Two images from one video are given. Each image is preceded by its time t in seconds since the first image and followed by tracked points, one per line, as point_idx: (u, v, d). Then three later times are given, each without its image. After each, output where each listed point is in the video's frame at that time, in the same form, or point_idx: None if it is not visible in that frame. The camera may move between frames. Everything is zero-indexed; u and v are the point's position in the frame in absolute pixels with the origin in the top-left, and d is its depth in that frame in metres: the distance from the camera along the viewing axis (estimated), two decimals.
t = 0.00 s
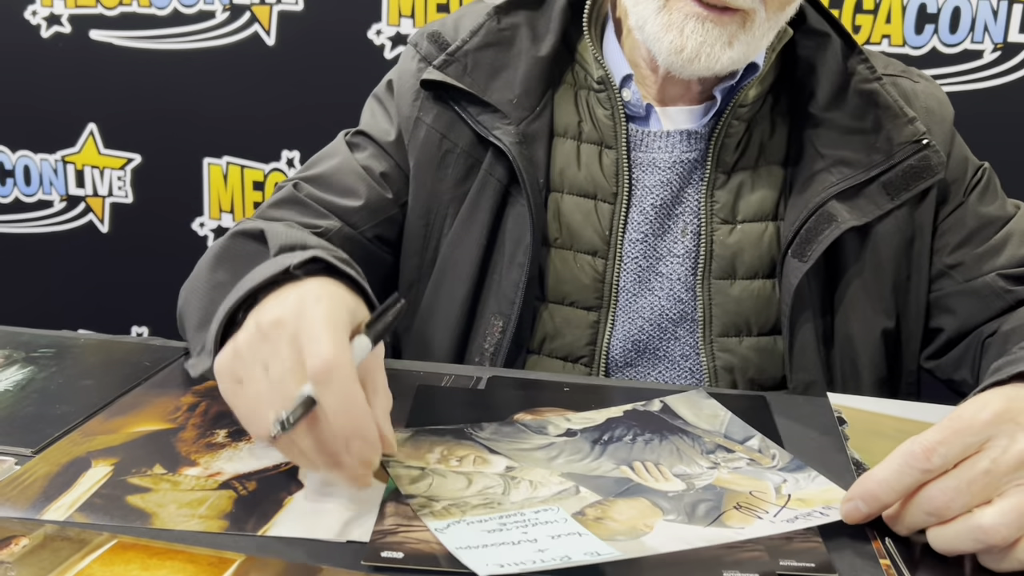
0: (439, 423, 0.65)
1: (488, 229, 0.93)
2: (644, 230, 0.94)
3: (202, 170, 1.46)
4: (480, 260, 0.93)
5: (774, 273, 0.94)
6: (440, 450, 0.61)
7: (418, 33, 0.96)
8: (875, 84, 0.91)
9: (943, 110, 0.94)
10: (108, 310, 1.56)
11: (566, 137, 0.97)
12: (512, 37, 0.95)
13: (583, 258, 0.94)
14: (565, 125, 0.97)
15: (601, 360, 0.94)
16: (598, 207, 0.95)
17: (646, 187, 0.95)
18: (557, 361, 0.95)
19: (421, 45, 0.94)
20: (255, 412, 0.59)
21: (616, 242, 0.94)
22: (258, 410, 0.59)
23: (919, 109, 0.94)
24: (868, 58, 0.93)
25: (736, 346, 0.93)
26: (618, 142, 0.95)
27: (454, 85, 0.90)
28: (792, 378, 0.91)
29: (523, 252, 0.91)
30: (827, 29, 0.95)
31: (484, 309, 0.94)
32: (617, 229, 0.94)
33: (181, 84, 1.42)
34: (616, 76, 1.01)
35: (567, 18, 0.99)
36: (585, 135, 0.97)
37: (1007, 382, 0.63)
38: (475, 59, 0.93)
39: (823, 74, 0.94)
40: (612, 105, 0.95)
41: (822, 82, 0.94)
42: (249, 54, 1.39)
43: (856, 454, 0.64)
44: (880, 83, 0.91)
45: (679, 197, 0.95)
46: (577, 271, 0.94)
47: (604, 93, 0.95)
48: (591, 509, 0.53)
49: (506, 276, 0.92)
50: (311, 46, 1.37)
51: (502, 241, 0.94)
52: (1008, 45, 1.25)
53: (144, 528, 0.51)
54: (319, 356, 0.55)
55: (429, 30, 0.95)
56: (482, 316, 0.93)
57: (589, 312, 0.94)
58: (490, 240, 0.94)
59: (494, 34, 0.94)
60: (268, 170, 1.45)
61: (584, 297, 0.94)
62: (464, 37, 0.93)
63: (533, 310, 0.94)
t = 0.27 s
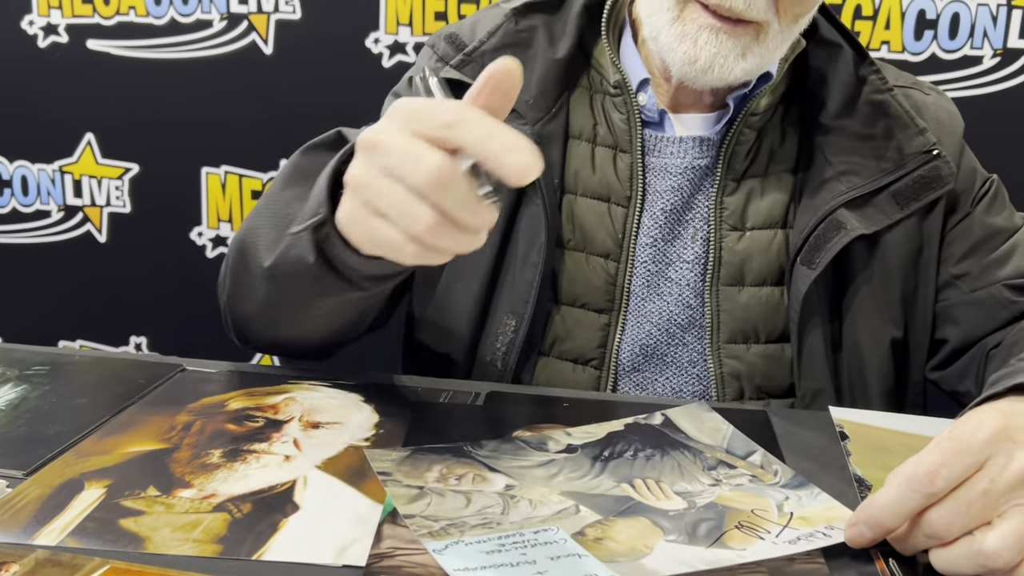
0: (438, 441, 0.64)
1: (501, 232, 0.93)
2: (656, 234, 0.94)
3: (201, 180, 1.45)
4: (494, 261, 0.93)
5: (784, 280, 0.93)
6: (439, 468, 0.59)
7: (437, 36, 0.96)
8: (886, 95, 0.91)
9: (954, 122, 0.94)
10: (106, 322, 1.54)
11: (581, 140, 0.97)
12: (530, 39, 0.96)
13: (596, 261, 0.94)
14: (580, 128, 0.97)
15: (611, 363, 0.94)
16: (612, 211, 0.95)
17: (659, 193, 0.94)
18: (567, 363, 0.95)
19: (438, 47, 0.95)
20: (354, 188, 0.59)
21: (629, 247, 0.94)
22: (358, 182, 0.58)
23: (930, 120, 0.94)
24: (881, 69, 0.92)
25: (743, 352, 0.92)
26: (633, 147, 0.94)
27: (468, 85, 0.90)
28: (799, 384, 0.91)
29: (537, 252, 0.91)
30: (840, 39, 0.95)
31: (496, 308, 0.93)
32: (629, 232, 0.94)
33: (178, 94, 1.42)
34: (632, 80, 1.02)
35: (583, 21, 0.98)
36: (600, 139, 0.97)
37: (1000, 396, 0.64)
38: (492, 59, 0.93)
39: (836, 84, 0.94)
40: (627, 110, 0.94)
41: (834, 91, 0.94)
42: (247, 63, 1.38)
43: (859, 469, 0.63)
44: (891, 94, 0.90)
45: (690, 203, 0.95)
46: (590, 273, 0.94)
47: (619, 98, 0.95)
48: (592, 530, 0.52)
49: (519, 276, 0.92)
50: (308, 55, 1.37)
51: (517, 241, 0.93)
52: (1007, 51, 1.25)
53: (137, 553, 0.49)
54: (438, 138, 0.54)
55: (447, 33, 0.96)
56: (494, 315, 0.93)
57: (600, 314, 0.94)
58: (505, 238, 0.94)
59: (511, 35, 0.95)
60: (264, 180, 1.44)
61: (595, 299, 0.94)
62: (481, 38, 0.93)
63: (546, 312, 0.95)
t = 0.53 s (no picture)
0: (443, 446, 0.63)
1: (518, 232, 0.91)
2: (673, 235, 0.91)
3: (198, 180, 1.45)
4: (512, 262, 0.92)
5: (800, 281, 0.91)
6: (445, 476, 0.58)
7: (450, 36, 0.93)
8: (902, 96, 0.88)
9: (968, 121, 0.91)
10: (106, 325, 1.55)
11: (599, 140, 0.94)
12: (547, 37, 0.92)
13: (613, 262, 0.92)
14: (598, 128, 0.94)
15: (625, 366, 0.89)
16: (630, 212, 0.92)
17: (678, 193, 0.92)
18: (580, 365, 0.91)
19: (453, 48, 0.91)
20: (559, 283, 0.53)
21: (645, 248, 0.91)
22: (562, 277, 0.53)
23: (943, 119, 0.90)
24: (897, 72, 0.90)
25: (759, 352, 0.90)
26: (652, 148, 0.92)
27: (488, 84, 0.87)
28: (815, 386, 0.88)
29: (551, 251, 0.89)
30: (854, 38, 0.94)
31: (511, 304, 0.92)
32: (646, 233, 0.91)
33: (178, 96, 1.41)
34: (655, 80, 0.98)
35: (601, 21, 0.95)
36: (619, 139, 0.94)
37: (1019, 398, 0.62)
38: (509, 59, 0.89)
39: (852, 84, 0.92)
40: (647, 110, 0.92)
41: (850, 91, 0.92)
42: (246, 64, 1.38)
43: (870, 473, 0.62)
44: (908, 95, 0.88)
45: (708, 204, 0.92)
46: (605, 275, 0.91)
47: (640, 98, 0.92)
48: (603, 539, 0.50)
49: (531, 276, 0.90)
50: (308, 57, 1.37)
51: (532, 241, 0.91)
52: (1008, 49, 1.23)
53: (142, 564, 0.48)
54: (627, 248, 0.51)
55: (462, 32, 0.93)
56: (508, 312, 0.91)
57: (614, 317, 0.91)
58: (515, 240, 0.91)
59: (529, 34, 0.91)
60: (264, 181, 1.44)
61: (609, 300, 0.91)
62: (498, 37, 0.89)
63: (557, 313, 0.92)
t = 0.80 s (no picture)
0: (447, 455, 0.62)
1: (529, 241, 0.89)
2: (690, 245, 0.91)
3: (196, 183, 1.45)
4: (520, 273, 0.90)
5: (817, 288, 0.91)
6: (452, 485, 0.57)
7: (458, 40, 0.91)
8: (918, 101, 0.87)
9: (983, 125, 0.91)
10: (105, 327, 1.56)
11: (611, 147, 0.92)
12: (558, 42, 0.90)
13: (626, 272, 0.91)
14: (610, 135, 0.92)
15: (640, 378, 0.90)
16: (643, 221, 0.91)
17: (694, 202, 0.91)
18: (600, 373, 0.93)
19: (462, 53, 0.89)
20: (552, 403, 0.56)
21: (661, 259, 0.90)
22: (555, 395, 0.56)
23: (960, 124, 0.90)
24: (911, 75, 0.89)
25: (775, 361, 0.91)
26: (666, 155, 0.91)
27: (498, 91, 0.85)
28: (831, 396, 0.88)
29: (565, 265, 0.88)
30: (870, 45, 0.91)
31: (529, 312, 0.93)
32: (662, 243, 0.90)
33: (176, 99, 1.41)
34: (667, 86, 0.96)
35: (612, 26, 0.94)
36: (631, 146, 0.92)
37: None
38: (519, 65, 0.87)
39: (868, 88, 0.90)
40: (661, 117, 0.91)
41: (866, 95, 0.90)
42: (243, 66, 1.38)
43: (880, 480, 0.61)
44: (924, 100, 0.87)
45: (723, 212, 0.91)
46: (621, 284, 0.91)
47: (653, 105, 0.91)
48: (614, 551, 0.49)
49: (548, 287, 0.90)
50: (306, 60, 1.36)
51: (546, 252, 0.90)
52: (1008, 48, 1.22)
53: None
54: (628, 378, 0.52)
55: (468, 36, 0.91)
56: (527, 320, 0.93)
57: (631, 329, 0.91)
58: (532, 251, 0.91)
59: (539, 39, 0.89)
60: (262, 183, 1.44)
61: (625, 313, 0.91)
62: (507, 43, 0.87)
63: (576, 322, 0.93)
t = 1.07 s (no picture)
0: (439, 456, 0.62)
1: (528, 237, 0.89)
2: (690, 243, 0.90)
3: (188, 183, 1.44)
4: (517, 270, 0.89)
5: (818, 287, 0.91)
6: (443, 487, 0.56)
7: (459, 33, 0.91)
8: (921, 100, 0.87)
9: (984, 123, 0.91)
10: (98, 328, 1.55)
11: (611, 145, 0.92)
12: (559, 38, 0.90)
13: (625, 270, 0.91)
14: (610, 132, 0.92)
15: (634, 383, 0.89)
16: (642, 220, 0.91)
17: (694, 201, 0.90)
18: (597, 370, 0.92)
19: (462, 46, 0.90)
20: (530, 327, 0.54)
21: (660, 257, 0.90)
22: (533, 320, 0.54)
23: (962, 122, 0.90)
24: (914, 74, 0.89)
25: (775, 360, 0.90)
26: (667, 153, 0.90)
27: (498, 85, 0.84)
28: (833, 395, 0.88)
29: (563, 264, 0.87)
30: (874, 43, 0.91)
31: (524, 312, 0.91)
32: (661, 241, 0.90)
33: (167, 99, 1.40)
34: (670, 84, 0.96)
35: (615, 22, 0.93)
36: (631, 144, 0.92)
37: None
38: (520, 59, 0.87)
39: (871, 87, 0.89)
40: (663, 115, 0.90)
41: (869, 94, 0.89)
42: (235, 66, 1.37)
43: (874, 478, 0.60)
44: (927, 99, 0.87)
45: (724, 211, 0.91)
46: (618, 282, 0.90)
47: (655, 103, 0.90)
48: (607, 553, 0.48)
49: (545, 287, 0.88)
50: (299, 60, 1.36)
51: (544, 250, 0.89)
52: (1002, 46, 1.22)
53: None
54: (604, 297, 0.51)
55: (469, 30, 0.91)
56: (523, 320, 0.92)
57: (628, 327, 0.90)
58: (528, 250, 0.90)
59: (541, 34, 0.88)
60: (255, 183, 1.43)
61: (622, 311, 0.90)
62: (508, 37, 0.87)
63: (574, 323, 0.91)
